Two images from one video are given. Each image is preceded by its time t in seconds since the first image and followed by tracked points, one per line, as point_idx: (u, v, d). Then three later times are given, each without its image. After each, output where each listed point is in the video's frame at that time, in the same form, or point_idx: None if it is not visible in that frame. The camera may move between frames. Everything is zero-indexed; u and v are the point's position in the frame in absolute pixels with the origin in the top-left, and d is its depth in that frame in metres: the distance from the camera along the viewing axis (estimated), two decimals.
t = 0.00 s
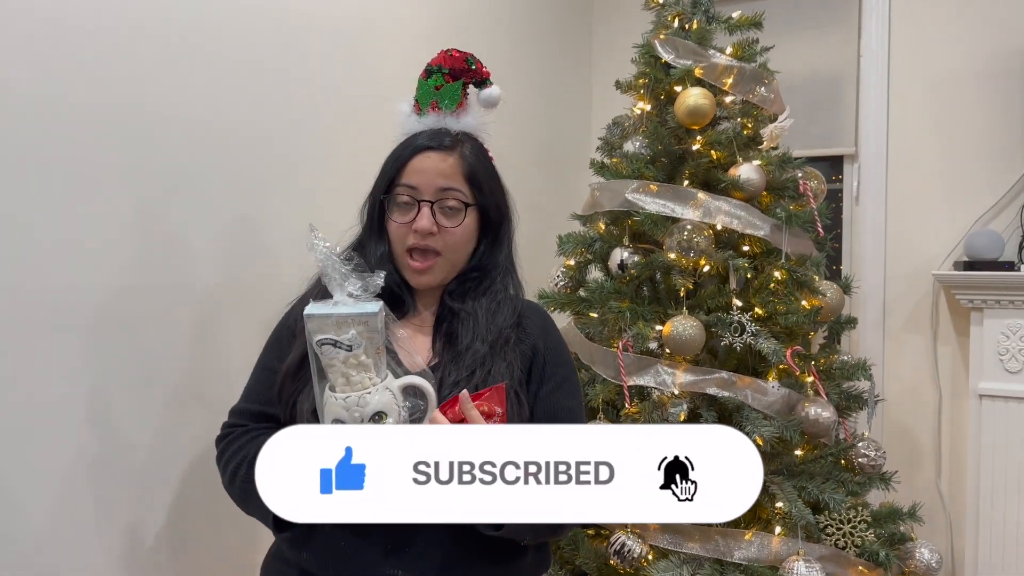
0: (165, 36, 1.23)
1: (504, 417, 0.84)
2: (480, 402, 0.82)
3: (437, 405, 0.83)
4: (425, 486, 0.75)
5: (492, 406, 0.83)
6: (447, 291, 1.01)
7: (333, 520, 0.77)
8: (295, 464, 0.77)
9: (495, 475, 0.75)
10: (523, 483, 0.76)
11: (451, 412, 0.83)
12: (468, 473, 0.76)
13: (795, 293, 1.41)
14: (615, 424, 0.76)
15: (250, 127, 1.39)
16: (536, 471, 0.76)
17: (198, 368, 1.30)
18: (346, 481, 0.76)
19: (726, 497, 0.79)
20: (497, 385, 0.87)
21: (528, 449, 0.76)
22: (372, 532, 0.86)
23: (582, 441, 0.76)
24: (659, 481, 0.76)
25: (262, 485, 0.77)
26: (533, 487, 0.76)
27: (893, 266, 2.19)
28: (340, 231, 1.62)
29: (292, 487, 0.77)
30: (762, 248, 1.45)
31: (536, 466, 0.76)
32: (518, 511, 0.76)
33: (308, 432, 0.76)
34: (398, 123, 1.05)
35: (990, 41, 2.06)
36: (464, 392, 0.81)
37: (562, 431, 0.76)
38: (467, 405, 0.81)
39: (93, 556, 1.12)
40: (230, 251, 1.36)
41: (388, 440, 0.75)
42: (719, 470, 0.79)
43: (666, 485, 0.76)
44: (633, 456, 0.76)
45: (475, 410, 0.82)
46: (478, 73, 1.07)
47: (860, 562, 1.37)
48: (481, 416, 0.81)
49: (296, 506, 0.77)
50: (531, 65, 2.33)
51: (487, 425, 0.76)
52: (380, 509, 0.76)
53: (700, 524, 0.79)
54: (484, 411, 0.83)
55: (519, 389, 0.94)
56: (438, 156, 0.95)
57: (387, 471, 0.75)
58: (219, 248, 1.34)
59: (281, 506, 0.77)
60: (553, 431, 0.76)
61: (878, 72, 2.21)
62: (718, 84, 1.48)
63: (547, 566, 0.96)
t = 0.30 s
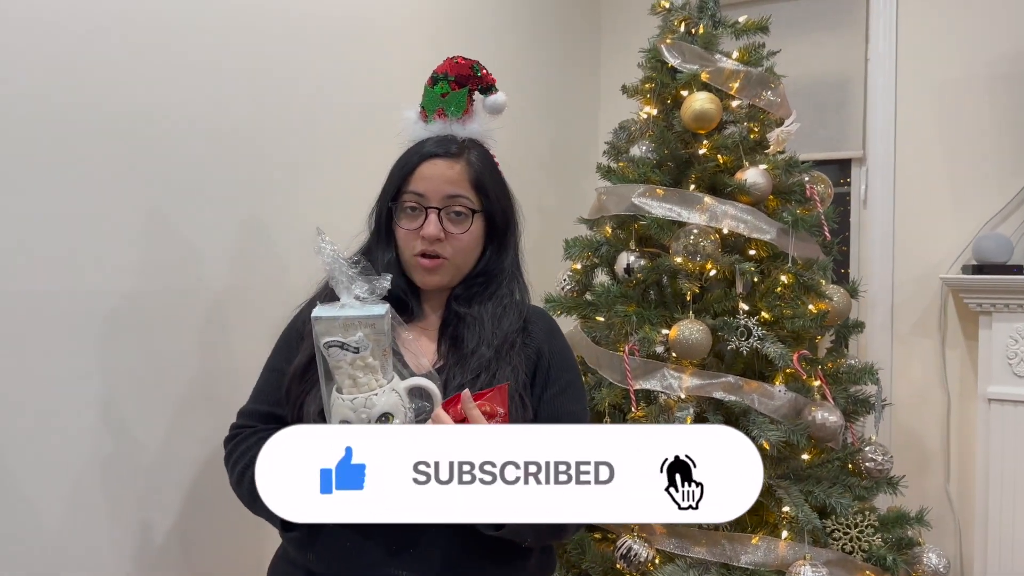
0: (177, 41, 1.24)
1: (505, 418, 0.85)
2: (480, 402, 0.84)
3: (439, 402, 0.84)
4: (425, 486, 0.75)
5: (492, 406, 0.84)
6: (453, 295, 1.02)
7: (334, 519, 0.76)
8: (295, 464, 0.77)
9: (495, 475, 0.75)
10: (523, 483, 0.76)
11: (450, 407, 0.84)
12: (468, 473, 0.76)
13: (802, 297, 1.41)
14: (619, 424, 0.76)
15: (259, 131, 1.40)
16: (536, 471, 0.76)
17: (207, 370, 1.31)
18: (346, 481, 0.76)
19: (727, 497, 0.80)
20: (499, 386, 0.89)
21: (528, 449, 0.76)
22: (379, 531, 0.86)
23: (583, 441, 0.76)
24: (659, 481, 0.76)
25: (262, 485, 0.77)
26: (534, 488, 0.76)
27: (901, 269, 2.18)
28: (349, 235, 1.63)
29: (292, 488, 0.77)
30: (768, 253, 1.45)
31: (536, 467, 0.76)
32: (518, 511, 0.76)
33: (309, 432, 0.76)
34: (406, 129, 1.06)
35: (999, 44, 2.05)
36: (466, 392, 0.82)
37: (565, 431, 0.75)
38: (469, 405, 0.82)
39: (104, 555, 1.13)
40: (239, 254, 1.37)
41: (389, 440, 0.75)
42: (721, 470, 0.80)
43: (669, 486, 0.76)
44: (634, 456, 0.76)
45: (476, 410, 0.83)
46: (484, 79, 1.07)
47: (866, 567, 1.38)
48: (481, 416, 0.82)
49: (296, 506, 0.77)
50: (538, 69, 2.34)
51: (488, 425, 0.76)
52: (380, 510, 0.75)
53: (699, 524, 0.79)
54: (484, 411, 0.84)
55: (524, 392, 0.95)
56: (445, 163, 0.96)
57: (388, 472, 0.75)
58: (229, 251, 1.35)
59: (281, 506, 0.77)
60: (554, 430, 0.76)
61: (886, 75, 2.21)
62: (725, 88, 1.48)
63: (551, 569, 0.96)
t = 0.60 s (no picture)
0: (180, 47, 1.25)
1: (504, 421, 0.83)
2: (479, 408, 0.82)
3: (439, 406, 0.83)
4: (425, 486, 0.75)
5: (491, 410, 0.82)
6: (455, 300, 1.02)
7: (334, 519, 0.77)
8: (296, 465, 0.77)
9: (495, 475, 0.76)
10: (523, 483, 0.76)
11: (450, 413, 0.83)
12: (468, 473, 0.76)
13: (804, 301, 1.41)
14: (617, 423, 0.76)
15: (262, 136, 1.41)
16: (536, 471, 0.76)
17: (210, 373, 1.31)
18: (346, 482, 0.76)
19: (726, 497, 0.80)
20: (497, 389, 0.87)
21: (528, 449, 0.76)
22: (382, 534, 0.86)
23: (582, 440, 0.76)
24: (659, 481, 0.76)
25: (262, 485, 0.78)
26: (534, 488, 0.76)
27: (904, 272, 2.18)
28: (353, 239, 1.64)
29: (292, 488, 0.78)
30: (770, 257, 1.45)
31: (536, 467, 0.76)
32: (518, 511, 0.76)
33: (308, 433, 0.76)
34: (407, 135, 1.07)
35: (1001, 48, 2.05)
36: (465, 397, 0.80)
37: (565, 431, 0.76)
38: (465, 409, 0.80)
39: (107, 557, 1.13)
40: (242, 258, 1.37)
41: (388, 440, 0.75)
42: (719, 469, 0.80)
43: (666, 486, 0.76)
44: (634, 456, 0.76)
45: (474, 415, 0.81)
46: (486, 86, 1.08)
47: (869, 571, 1.38)
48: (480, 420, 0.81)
49: (296, 506, 0.78)
50: (540, 73, 2.35)
51: (488, 425, 0.76)
52: (380, 510, 0.76)
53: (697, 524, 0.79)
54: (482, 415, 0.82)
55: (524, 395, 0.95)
56: (450, 170, 0.96)
57: (387, 472, 0.76)
58: (232, 254, 1.35)
59: (282, 506, 0.78)
60: (554, 430, 0.76)
61: (889, 78, 2.20)
62: (726, 93, 1.49)
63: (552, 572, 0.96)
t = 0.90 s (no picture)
0: (186, 53, 1.25)
1: (514, 419, 0.84)
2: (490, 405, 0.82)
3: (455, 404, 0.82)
4: (424, 486, 0.75)
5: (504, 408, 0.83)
6: (456, 302, 1.02)
7: (335, 520, 0.77)
8: (296, 465, 0.77)
9: (495, 475, 0.76)
10: (523, 483, 0.76)
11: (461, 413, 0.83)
12: (468, 473, 0.76)
13: (807, 304, 1.41)
14: (616, 424, 0.76)
15: (267, 140, 1.41)
16: (535, 472, 0.76)
17: (216, 376, 1.32)
18: (345, 482, 0.76)
19: (727, 497, 0.79)
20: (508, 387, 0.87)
21: (528, 449, 0.76)
22: (387, 537, 0.87)
23: (582, 441, 0.76)
24: (659, 481, 0.76)
25: (262, 486, 0.77)
26: (534, 488, 0.76)
27: (907, 274, 2.18)
28: (356, 243, 1.64)
29: (292, 488, 0.78)
30: (772, 259, 1.45)
31: (536, 467, 0.76)
32: (519, 512, 0.76)
33: (309, 433, 0.76)
34: (407, 141, 1.07)
35: (1004, 50, 2.05)
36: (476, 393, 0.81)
37: (564, 432, 0.75)
38: (478, 406, 0.81)
39: (113, 561, 1.13)
40: (247, 262, 1.38)
41: (388, 440, 0.75)
42: (719, 469, 0.79)
43: (666, 486, 0.76)
44: (634, 456, 0.76)
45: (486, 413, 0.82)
46: (482, 90, 1.08)
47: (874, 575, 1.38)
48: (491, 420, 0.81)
49: (296, 505, 0.78)
50: (543, 77, 2.35)
51: (489, 425, 0.76)
52: (380, 510, 0.76)
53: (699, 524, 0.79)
54: (494, 413, 0.82)
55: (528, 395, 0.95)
56: (445, 172, 0.97)
57: (387, 472, 0.75)
58: (236, 259, 1.36)
59: (281, 506, 0.77)
60: (553, 430, 0.75)
61: (892, 81, 2.20)
62: (727, 96, 1.49)
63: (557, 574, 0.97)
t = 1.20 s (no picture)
0: (190, 54, 1.25)
1: (513, 418, 0.85)
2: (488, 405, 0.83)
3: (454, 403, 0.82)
4: (425, 486, 0.75)
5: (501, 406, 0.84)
6: (460, 302, 1.02)
7: (335, 519, 0.77)
8: (296, 465, 0.77)
9: (496, 474, 0.76)
10: (524, 483, 0.76)
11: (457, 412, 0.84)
12: (468, 473, 0.76)
13: (810, 305, 1.40)
14: (616, 424, 0.76)
15: (270, 142, 1.42)
16: (536, 472, 0.76)
17: (220, 378, 1.32)
18: (346, 482, 0.76)
19: (727, 497, 0.80)
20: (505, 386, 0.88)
21: (528, 449, 0.76)
22: (391, 537, 0.87)
23: (582, 440, 0.76)
24: (659, 481, 0.76)
25: (262, 486, 0.77)
26: (535, 488, 0.76)
27: (911, 274, 2.17)
28: (360, 245, 1.64)
29: (292, 488, 0.78)
30: (776, 260, 1.45)
31: (536, 467, 0.76)
32: (520, 511, 0.75)
33: (309, 432, 0.76)
34: (410, 143, 1.07)
35: (1009, 49, 2.05)
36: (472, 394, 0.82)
37: (564, 432, 0.75)
38: (475, 406, 0.81)
39: (117, 563, 1.14)
40: (250, 263, 1.38)
41: (389, 440, 0.75)
42: (720, 469, 0.79)
43: (667, 486, 0.76)
44: (634, 456, 0.76)
45: (483, 412, 0.83)
46: (486, 93, 1.08)
47: None
48: (488, 417, 0.82)
49: (296, 505, 0.78)
50: (546, 78, 2.35)
51: (489, 425, 0.76)
52: (381, 510, 0.76)
53: (700, 524, 0.79)
54: (492, 412, 0.83)
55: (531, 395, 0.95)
56: (455, 173, 0.97)
57: (387, 472, 0.75)
58: (240, 260, 1.36)
59: (281, 506, 0.78)
60: (553, 430, 0.75)
61: (896, 81, 2.20)
62: (730, 97, 1.49)
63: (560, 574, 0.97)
